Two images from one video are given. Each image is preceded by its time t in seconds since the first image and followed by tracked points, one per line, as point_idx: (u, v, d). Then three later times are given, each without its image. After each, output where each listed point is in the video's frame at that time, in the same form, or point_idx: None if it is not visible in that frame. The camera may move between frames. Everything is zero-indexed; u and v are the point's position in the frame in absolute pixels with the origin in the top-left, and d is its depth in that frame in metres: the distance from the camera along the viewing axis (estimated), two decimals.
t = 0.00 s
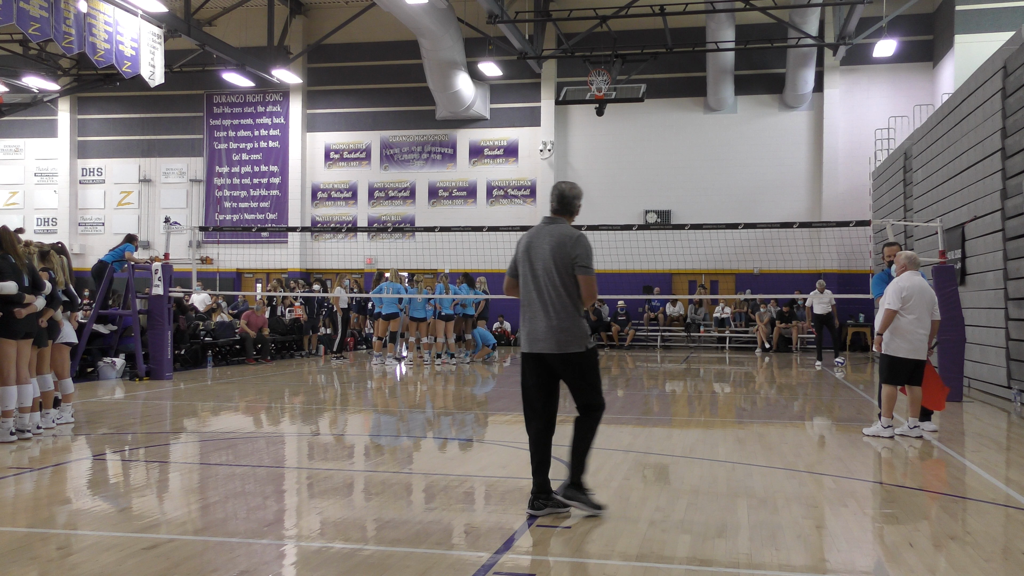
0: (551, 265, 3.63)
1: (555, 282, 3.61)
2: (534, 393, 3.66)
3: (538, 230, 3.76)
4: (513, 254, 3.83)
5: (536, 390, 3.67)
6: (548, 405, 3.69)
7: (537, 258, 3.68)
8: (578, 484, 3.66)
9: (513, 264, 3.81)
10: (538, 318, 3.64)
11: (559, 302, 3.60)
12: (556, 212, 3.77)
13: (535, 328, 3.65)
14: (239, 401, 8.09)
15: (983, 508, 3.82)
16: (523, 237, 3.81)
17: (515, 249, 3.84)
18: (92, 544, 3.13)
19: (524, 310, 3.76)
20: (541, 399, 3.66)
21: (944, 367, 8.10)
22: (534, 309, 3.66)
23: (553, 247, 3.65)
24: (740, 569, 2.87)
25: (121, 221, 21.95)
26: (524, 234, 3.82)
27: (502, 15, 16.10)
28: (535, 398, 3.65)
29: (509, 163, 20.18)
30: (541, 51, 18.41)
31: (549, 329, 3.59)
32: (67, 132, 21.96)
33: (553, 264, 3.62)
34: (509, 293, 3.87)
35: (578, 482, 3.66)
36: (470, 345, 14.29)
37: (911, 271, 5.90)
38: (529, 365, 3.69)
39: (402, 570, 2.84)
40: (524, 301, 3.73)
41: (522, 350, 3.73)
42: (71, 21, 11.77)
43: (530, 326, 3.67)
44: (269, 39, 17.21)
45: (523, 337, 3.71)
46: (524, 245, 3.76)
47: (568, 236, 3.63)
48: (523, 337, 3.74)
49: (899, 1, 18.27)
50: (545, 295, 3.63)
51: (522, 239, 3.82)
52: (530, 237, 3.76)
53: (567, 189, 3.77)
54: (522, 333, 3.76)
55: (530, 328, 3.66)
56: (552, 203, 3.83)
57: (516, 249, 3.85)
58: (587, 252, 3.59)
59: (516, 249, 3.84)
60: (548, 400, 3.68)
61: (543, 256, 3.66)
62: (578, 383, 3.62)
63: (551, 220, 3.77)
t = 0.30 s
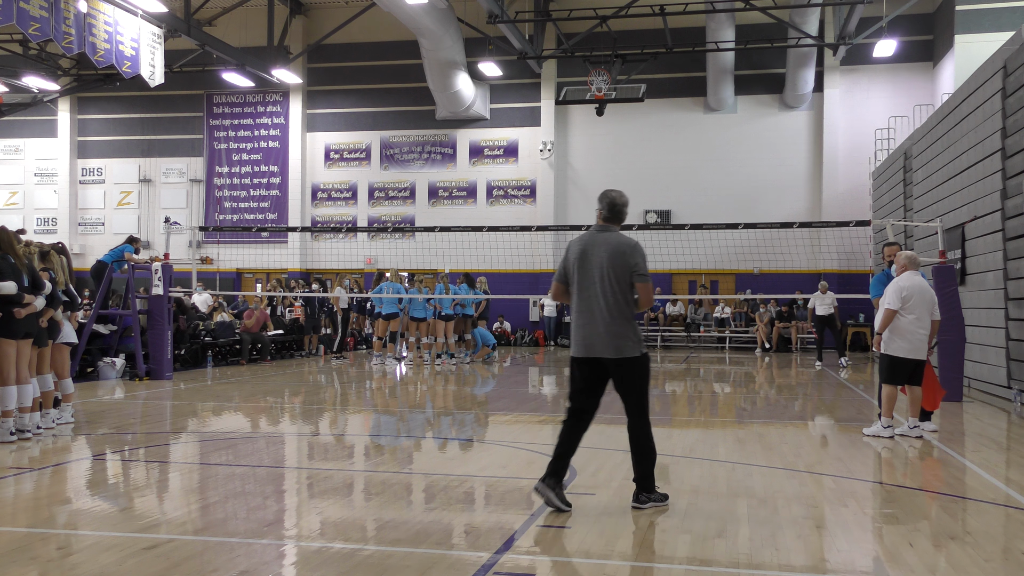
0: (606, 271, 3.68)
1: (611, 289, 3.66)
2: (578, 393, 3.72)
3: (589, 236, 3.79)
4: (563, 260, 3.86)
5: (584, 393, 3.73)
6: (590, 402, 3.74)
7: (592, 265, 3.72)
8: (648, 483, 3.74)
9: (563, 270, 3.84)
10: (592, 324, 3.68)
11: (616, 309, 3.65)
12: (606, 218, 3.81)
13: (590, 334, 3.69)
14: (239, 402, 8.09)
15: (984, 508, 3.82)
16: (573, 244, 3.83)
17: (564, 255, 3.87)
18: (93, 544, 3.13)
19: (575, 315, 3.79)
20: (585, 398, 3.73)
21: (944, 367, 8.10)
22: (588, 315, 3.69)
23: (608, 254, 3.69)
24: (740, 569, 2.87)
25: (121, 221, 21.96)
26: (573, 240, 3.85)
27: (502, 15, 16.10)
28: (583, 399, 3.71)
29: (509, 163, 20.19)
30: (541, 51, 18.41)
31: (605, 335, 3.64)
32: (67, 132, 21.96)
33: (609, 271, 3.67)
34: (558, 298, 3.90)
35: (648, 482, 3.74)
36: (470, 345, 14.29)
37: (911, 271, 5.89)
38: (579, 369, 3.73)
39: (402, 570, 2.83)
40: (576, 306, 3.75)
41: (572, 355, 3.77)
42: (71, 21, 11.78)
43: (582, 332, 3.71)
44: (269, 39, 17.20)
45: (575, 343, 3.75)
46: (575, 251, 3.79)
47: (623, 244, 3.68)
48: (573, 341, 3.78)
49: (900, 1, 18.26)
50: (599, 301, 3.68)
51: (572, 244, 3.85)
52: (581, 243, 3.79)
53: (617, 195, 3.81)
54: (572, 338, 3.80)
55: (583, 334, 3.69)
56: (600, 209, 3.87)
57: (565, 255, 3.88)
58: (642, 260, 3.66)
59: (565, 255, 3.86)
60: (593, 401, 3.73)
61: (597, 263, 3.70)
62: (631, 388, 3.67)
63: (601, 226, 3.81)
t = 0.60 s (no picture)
0: (648, 266, 3.81)
1: (655, 284, 3.79)
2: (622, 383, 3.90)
3: (627, 233, 3.93)
4: (600, 256, 3.97)
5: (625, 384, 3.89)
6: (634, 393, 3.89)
7: (632, 261, 3.84)
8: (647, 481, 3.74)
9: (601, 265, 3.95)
10: (632, 318, 3.80)
11: (657, 304, 3.78)
12: (643, 217, 3.97)
13: (630, 328, 3.79)
14: (239, 402, 8.08)
15: (984, 509, 3.82)
16: (611, 240, 3.96)
17: (602, 251, 3.98)
18: (93, 544, 3.13)
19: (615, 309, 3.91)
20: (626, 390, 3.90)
21: (944, 367, 8.10)
22: (630, 309, 3.82)
23: (648, 250, 3.83)
24: (740, 569, 2.87)
25: (121, 221, 21.96)
26: (611, 237, 3.97)
27: (502, 15, 16.10)
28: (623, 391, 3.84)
29: (509, 163, 20.19)
30: (541, 51, 18.41)
31: (646, 328, 3.75)
32: (67, 132, 21.96)
33: (653, 267, 3.80)
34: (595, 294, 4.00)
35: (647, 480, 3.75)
36: (470, 345, 14.30)
37: (910, 271, 5.89)
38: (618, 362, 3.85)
39: (402, 571, 2.83)
40: (616, 301, 3.87)
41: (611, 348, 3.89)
42: (71, 21, 11.78)
43: (621, 325, 3.82)
44: (269, 39, 17.19)
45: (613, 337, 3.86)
46: (615, 248, 3.92)
47: (665, 241, 3.83)
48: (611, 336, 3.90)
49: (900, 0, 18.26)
50: (639, 295, 3.80)
51: (611, 240, 3.98)
52: (620, 240, 3.91)
53: (654, 195, 3.96)
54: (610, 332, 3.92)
55: (623, 328, 3.81)
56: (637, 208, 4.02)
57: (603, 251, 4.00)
58: (683, 257, 3.83)
59: (604, 251, 3.98)
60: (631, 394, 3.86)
61: (638, 259, 3.83)
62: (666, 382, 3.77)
63: (640, 224, 3.95)
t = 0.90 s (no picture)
0: (670, 273, 3.93)
1: (675, 291, 3.91)
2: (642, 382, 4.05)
3: (647, 242, 4.04)
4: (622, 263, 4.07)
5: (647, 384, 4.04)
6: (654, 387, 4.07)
7: (654, 268, 3.95)
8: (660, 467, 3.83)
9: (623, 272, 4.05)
10: (655, 323, 3.92)
11: (678, 310, 3.91)
12: (661, 225, 4.09)
13: (653, 333, 3.91)
14: (239, 402, 8.08)
15: (984, 508, 3.82)
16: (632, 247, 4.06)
17: (623, 258, 4.09)
18: (93, 544, 3.13)
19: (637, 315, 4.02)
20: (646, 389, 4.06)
21: (944, 367, 8.10)
22: (652, 314, 3.93)
23: (669, 257, 3.94)
24: (741, 569, 2.87)
25: (121, 221, 21.95)
26: (632, 245, 4.08)
27: (502, 15, 16.10)
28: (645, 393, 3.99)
29: (509, 163, 20.19)
30: (541, 51, 18.41)
31: (670, 334, 3.87)
32: (67, 132, 21.96)
33: (674, 274, 3.92)
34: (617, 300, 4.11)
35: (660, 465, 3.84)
36: (470, 345, 14.32)
37: (909, 271, 5.89)
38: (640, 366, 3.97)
39: (402, 570, 2.83)
40: (639, 307, 3.98)
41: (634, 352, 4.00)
42: (71, 21, 11.77)
43: (644, 330, 3.94)
44: (269, 39, 17.18)
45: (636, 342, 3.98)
46: (636, 255, 4.03)
47: (685, 248, 3.95)
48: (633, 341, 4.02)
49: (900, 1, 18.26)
50: (660, 302, 3.93)
51: (631, 248, 4.08)
52: (641, 248, 4.02)
53: (672, 202, 4.08)
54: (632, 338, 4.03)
55: (646, 333, 3.93)
56: (657, 216, 4.13)
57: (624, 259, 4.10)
58: (701, 264, 3.96)
59: (625, 259, 4.09)
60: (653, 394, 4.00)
61: (660, 266, 3.94)
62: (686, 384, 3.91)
63: (659, 232, 4.07)
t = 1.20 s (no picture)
0: (691, 270, 4.11)
1: (696, 287, 4.09)
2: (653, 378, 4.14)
3: (666, 240, 4.19)
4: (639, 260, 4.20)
5: (659, 382, 4.12)
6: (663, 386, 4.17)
7: (674, 266, 4.11)
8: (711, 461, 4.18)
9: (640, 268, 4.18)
10: (676, 318, 4.07)
11: (698, 305, 4.10)
12: (677, 224, 4.25)
13: (676, 328, 4.06)
14: (240, 402, 8.08)
15: (984, 508, 3.82)
16: (649, 245, 4.20)
17: (640, 255, 4.21)
18: (92, 544, 3.13)
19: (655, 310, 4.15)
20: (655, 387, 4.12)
21: (944, 367, 8.10)
22: (673, 309, 4.08)
23: (690, 255, 4.12)
24: (741, 569, 2.87)
25: (121, 221, 21.95)
26: (649, 242, 4.22)
27: (502, 15, 16.10)
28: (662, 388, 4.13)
29: (509, 163, 20.19)
30: (541, 51, 18.41)
31: (692, 328, 4.03)
32: (67, 132, 21.96)
33: (694, 271, 4.10)
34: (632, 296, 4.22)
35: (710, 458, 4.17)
36: (470, 345, 14.32)
37: (909, 271, 5.88)
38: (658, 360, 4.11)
39: (402, 570, 2.83)
40: (659, 302, 4.12)
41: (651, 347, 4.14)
42: (71, 21, 11.77)
43: (664, 324, 4.08)
44: (269, 39, 17.17)
45: (654, 336, 4.11)
46: (656, 252, 4.17)
47: (702, 247, 4.15)
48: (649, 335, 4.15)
49: (899, 0, 18.26)
50: (682, 297, 4.08)
51: (648, 246, 4.22)
52: (661, 246, 4.16)
53: (688, 202, 4.26)
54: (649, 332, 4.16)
55: (668, 328, 4.06)
56: (672, 215, 4.29)
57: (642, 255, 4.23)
58: (717, 262, 4.18)
59: (642, 255, 4.22)
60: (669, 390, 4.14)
61: (681, 263, 4.10)
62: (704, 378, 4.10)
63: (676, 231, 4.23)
